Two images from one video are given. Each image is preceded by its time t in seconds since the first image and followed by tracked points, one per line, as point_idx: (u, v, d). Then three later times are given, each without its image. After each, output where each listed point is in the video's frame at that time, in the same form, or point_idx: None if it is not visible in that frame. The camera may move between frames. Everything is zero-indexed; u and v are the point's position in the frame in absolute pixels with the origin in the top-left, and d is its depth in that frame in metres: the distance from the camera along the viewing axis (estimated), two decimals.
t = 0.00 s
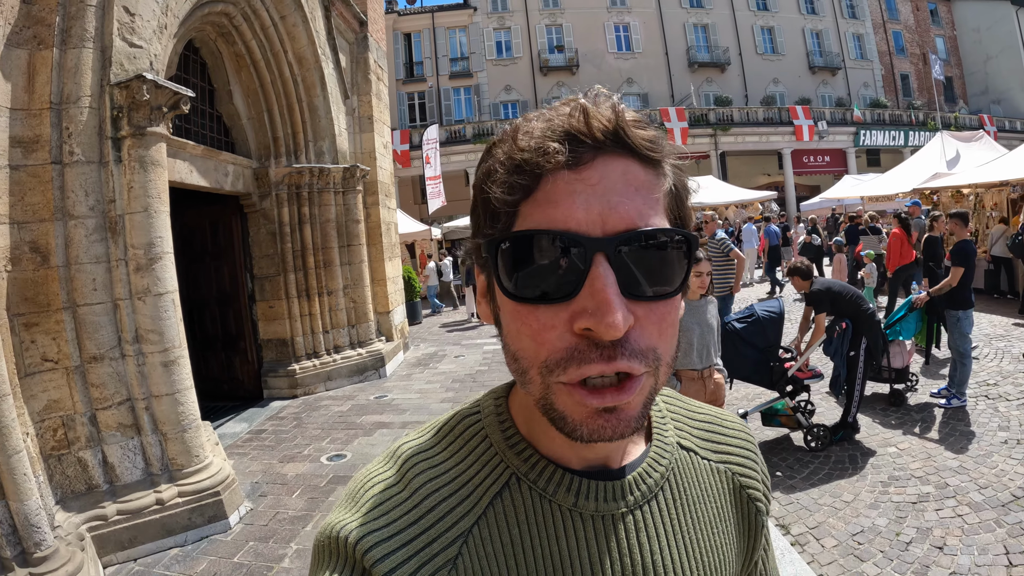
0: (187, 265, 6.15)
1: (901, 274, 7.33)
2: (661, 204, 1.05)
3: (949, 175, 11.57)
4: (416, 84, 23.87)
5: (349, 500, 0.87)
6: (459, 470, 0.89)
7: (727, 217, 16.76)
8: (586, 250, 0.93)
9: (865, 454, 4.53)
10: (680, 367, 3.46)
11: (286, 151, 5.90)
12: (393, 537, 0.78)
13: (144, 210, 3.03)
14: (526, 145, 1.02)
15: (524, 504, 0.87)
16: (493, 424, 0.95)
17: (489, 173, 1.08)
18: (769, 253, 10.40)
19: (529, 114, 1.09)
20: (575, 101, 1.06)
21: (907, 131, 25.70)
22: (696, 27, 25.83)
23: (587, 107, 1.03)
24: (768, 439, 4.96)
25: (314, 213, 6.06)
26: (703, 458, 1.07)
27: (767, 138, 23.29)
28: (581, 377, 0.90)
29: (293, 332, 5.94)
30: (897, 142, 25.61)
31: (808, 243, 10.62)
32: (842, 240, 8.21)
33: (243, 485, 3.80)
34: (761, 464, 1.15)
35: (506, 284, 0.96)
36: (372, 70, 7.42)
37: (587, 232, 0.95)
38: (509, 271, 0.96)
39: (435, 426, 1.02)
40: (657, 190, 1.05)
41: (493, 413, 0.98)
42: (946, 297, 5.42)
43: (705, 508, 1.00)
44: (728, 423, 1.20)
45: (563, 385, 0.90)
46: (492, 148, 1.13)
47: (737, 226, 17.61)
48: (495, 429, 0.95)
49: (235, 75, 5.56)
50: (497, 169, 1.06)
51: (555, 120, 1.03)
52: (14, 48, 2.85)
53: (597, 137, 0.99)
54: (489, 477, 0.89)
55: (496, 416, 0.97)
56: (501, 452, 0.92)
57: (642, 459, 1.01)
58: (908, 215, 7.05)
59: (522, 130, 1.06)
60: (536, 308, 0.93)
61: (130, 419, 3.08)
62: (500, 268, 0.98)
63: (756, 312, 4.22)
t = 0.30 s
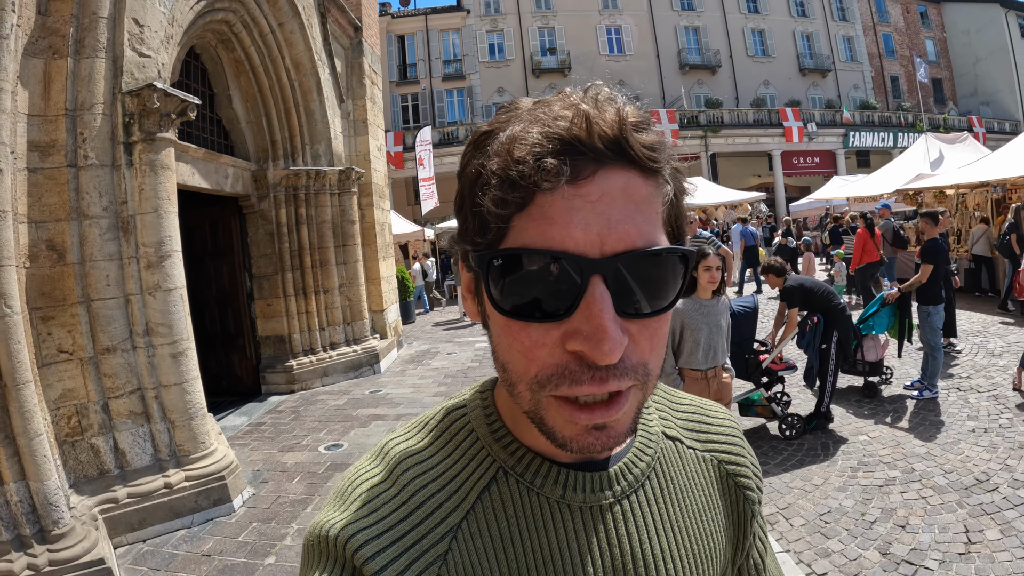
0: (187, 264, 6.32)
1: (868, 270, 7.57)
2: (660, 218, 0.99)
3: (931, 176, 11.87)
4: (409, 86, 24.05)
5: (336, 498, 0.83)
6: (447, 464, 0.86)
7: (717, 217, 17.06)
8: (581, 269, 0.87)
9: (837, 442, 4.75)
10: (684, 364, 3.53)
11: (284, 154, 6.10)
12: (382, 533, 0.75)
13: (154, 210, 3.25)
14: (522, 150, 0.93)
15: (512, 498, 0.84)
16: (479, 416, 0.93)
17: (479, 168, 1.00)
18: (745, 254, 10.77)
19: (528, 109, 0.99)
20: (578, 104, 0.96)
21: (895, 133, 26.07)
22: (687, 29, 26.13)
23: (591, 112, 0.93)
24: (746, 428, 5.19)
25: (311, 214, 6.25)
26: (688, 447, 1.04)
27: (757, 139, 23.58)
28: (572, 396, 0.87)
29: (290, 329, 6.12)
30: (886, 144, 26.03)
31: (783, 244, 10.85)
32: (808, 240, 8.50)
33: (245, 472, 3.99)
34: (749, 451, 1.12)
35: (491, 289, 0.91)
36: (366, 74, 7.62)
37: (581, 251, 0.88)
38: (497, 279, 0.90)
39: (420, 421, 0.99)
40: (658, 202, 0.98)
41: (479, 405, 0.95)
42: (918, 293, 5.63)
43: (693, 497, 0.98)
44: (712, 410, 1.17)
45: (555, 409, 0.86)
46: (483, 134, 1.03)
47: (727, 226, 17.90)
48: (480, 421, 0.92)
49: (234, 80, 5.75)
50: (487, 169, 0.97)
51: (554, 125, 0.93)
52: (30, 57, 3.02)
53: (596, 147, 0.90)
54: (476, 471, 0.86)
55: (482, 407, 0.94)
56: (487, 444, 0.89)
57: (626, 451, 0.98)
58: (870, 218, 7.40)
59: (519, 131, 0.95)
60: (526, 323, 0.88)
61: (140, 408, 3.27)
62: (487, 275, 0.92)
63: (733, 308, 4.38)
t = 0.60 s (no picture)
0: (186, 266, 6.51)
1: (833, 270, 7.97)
2: (621, 196, 1.02)
3: (911, 177, 12.16)
4: (400, 89, 24.23)
5: (323, 513, 0.83)
6: (434, 468, 0.87)
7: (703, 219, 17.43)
8: (544, 255, 0.91)
9: (807, 431, 5.04)
10: (681, 355, 3.78)
11: (280, 160, 6.32)
12: (371, 545, 0.75)
13: (165, 216, 3.50)
14: (474, 145, 0.97)
15: (503, 497, 0.85)
16: (463, 419, 0.93)
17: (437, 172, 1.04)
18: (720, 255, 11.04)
19: (475, 108, 1.03)
20: (523, 92, 1.01)
21: (878, 134, 26.54)
22: (675, 32, 26.51)
23: (537, 101, 0.98)
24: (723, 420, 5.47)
25: (306, 218, 6.46)
26: (672, 433, 1.09)
27: (743, 142, 23.96)
28: (546, 382, 0.90)
29: (286, 329, 6.31)
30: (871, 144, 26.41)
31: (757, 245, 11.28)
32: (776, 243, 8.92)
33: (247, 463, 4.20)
34: (723, 441, 1.18)
35: (459, 286, 0.95)
36: (359, 81, 7.85)
37: (544, 236, 0.92)
38: (466, 273, 0.94)
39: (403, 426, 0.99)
40: (616, 182, 1.02)
41: (461, 405, 0.96)
42: (887, 289, 5.78)
43: (680, 483, 1.02)
44: (689, 399, 1.22)
45: (525, 395, 0.89)
46: (437, 139, 1.09)
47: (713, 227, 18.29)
48: (463, 423, 0.93)
49: (233, 88, 5.95)
50: (442, 168, 1.02)
51: (502, 116, 0.98)
52: (47, 71, 3.21)
53: (548, 134, 0.94)
54: (464, 471, 0.87)
55: (464, 408, 0.96)
56: (472, 445, 0.90)
57: (612, 442, 1.01)
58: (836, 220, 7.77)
59: (468, 130, 1.01)
60: (497, 314, 0.92)
61: (151, 401, 3.49)
62: (456, 272, 0.96)
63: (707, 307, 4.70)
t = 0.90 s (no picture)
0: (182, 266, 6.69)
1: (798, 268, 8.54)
2: (605, 184, 1.12)
3: (892, 178, 12.29)
4: (390, 90, 24.36)
5: (325, 509, 0.88)
6: (437, 471, 0.92)
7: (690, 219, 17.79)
8: (535, 235, 0.99)
9: (778, 420, 5.28)
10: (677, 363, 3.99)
11: (274, 162, 6.52)
12: (374, 544, 0.80)
13: (169, 218, 3.72)
14: (469, 139, 1.10)
15: (506, 501, 0.92)
16: (467, 422, 0.99)
17: (439, 172, 1.16)
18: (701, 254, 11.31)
19: (470, 111, 1.17)
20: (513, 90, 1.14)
21: (864, 134, 26.87)
22: (663, 34, 26.80)
23: (525, 96, 1.10)
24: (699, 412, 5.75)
25: (300, 219, 6.66)
26: (673, 441, 1.19)
27: (730, 142, 24.26)
28: (539, 358, 0.96)
29: (280, 326, 6.51)
30: (856, 145, 26.78)
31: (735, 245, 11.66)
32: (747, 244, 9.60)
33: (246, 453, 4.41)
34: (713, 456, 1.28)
35: (459, 271, 1.03)
36: (350, 85, 8.06)
37: (532, 214, 1.01)
38: (465, 258, 1.03)
39: (407, 427, 1.04)
40: (601, 173, 1.12)
41: (466, 409, 1.03)
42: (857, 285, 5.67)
43: (678, 492, 1.12)
44: (692, 409, 1.33)
45: (518, 366, 0.96)
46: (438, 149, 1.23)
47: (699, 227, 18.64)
48: (467, 427, 0.99)
49: (228, 93, 6.14)
50: (445, 166, 1.14)
51: (496, 111, 1.10)
52: (55, 80, 3.40)
53: (535, 123, 1.05)
54: (466, 475, 0.93)
55: (468, 412, 1.02)
56: (477, 450, 0.96)
57: (614, 450, 1.10)
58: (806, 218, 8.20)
59: (464, 126, 1.13)
60: (491, 294, 0.99)
61: (155, 393, 3.69)
62: (456, 257, 1.05)
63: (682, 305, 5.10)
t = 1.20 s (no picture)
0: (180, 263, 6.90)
1: (772, 267, 8.89)
2: (649, 184, 1.12)
3: (875, 178, 11.92)
4: (384, 88, 24.51)
5: (346, 487, 0.87)
6: (459, 459, 0.91)
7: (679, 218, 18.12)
8: (574, 227, 0.99)
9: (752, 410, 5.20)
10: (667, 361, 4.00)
11: (270, 162, 6.72)
12: (392, 525, 0.80)
13: (172, 218, 3.93)
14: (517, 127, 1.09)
15: (523, 495, 0.90)
16: (492, 413, 0.98)
17: (484, 156, 1.15)
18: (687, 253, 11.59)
19: (521, 98, 1.16)
20: (566, 84, 1.13)
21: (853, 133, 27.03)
22: (656, 33, 26.99)
23: (577, 90, 1.09)
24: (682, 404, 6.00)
25: (295, 218, 6.86)
26: (697, 454, 1.11)
27: (720, 141, 24.44)
28: (570, 349, 0.95)
29: (276, 322, 6.70)
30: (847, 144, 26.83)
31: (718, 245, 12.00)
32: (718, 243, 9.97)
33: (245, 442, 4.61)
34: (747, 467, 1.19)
35: (495, 256, 1.02)
36: (344, 86, 8.25)
37: (574, 207, 1.01)
38: (501, 244, 1.02)
39: (431, 413, 1.03)
40: (645, 172, 1.12)
41: (491, 399, 1.01)
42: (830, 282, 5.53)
43: (702, 509, 1.04)
44: (721, 419, 1.24)
45: (551, 356, 0.95)
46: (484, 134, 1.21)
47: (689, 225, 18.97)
48: (492, 418, 0.98)
49: (226, 96, 6.33)
50: (491, 152, 1.13)
51: (548, 103, 1.10)
52: (64, 88, 3.59)
53: (586, 119, 1.05)
54: (487, 465, 0.91)
55: (494, 402, 1.00)
56: (499, 440, 0.95)
57: (636, 455, 1.05)
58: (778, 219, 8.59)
59: (513, 113, 1.12)
60: (525, 282, 0.98)
61: (159, 384, 3.89)
62: (494, 244, 1.04)
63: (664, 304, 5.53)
